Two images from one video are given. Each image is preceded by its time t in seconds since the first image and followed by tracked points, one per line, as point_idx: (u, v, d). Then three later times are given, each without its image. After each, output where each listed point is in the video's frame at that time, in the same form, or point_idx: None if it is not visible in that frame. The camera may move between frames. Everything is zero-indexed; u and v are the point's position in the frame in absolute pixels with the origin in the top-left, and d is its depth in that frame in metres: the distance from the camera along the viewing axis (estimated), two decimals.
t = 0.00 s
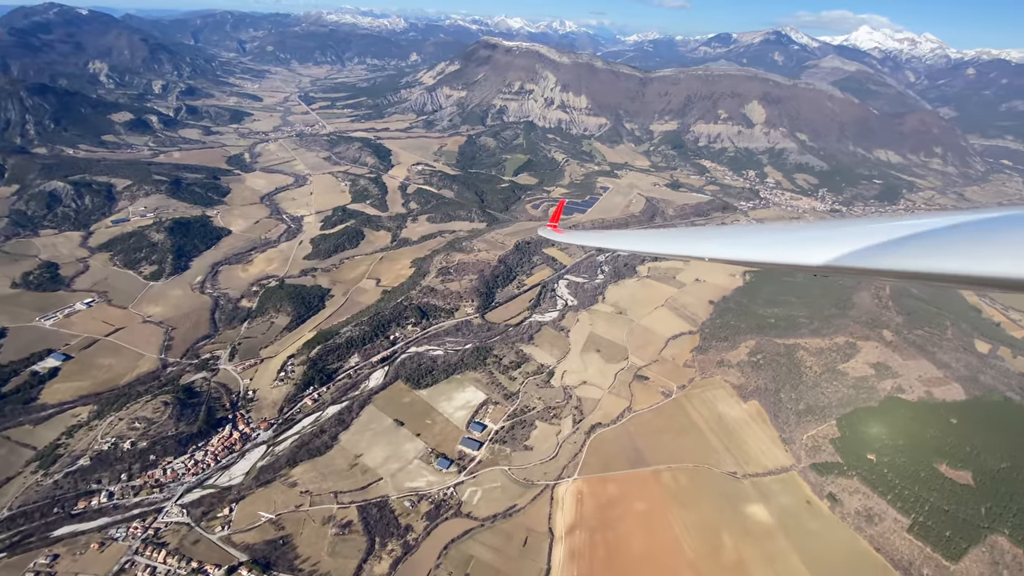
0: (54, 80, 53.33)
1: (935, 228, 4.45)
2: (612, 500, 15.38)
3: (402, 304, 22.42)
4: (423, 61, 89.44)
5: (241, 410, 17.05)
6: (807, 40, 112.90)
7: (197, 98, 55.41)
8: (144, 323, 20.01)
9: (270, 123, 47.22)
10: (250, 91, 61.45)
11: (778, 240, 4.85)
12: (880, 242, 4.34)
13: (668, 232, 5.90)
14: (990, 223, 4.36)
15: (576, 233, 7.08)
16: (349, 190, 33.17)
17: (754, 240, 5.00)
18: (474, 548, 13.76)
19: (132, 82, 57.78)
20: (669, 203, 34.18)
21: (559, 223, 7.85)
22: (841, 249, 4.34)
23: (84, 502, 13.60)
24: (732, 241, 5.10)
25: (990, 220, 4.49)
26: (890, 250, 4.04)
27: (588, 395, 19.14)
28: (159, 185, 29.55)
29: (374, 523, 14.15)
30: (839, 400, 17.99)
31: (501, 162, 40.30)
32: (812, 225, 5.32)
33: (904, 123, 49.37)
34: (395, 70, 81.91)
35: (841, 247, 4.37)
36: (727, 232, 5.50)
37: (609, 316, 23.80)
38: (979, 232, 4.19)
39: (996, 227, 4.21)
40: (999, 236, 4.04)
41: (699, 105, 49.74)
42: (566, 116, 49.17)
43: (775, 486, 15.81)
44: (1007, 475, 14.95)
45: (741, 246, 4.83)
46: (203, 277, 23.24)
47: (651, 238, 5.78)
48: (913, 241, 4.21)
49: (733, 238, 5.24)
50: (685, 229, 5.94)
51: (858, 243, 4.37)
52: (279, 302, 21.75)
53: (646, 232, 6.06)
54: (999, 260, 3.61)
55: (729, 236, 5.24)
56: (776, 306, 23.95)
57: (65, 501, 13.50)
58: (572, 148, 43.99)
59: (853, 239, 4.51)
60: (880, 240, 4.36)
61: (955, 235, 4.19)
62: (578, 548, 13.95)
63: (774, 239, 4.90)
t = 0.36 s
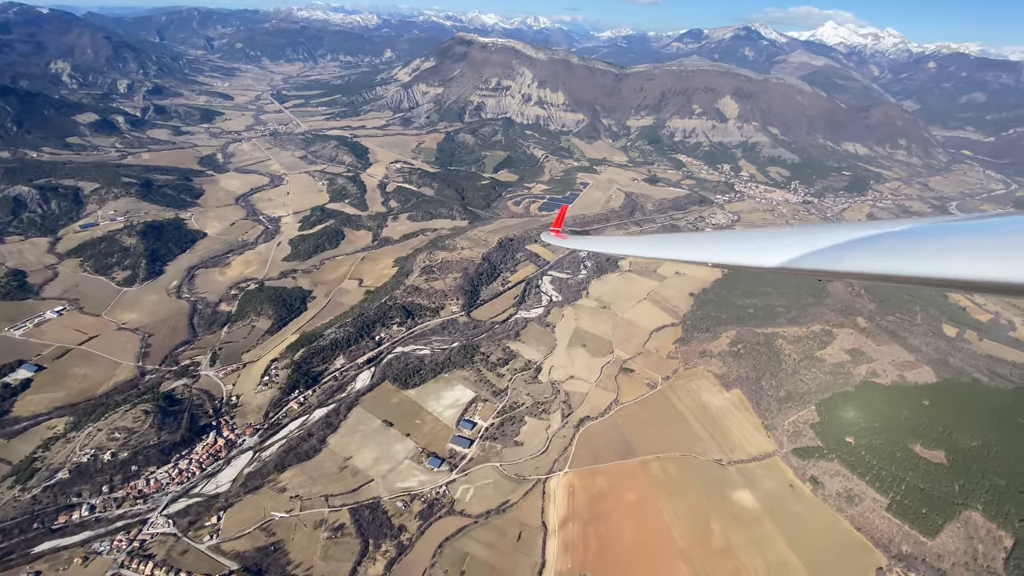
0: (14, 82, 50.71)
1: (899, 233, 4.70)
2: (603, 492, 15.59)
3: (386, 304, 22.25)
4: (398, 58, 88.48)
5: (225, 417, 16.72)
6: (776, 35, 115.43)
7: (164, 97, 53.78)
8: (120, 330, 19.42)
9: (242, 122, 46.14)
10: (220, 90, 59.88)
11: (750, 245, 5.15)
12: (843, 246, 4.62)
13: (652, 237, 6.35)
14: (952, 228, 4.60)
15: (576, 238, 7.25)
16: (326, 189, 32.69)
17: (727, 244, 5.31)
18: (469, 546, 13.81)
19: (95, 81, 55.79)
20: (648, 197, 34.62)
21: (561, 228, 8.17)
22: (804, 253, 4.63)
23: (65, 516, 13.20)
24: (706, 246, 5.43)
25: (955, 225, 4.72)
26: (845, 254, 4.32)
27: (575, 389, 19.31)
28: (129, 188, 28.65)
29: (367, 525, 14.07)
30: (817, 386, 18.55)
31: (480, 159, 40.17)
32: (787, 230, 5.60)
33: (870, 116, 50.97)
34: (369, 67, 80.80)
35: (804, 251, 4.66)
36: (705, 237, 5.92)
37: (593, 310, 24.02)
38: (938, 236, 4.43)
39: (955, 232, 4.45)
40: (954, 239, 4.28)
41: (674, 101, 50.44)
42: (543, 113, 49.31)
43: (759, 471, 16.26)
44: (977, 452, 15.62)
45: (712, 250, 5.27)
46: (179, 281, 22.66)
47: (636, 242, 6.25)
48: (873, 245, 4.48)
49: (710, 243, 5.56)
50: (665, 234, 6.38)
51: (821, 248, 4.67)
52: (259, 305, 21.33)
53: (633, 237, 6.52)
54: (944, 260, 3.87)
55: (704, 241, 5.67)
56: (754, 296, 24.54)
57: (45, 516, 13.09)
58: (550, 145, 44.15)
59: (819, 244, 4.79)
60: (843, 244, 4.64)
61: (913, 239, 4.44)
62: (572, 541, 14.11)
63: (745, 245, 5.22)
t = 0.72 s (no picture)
0: None
1: (872, 231, 4.92)
2: (596, 484, 15.77)
3: (373, 305, 22.11)
4: (375, 56, 87.52)
5: (213, 423, 16.43)
6: (749, 32, 117.46)
7: (134, 98, 52.27)
8: (98, 338, 18.89)
9: (216, 123, 45.13)
10: (192, 90, 58.41)
11: (729, 244, 5.41)
12: (816, 244, 4.86)
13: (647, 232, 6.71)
14: (921, 225, 4.81)
15: (577, 231, 7.52)
16: (306, 190, 32.21)
17: (710, 243, 5.57)
18: (465, 543, 13.85)
19: (61, 82, 53.92)
20: (630, 193, 34.98)
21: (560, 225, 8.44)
22: (778, 251, 4.89)
23: (49, 531, 12.88)
24: (690, 244, 5.69)
25: (928, 222, 4.92)
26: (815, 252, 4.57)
27: (565, 384, 19.48)
28: (102, 193, 27.83)
29: (362, 527, 13.99)
30: (799, 373, 19.05)
31: (462, 158, 40.05)
32: (769, 228, 5.84)
33: (842, 110, 52.28)
34: (345, 66, 79.73)
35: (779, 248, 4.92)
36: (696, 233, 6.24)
37: (580, 305, 24.21)
38: (906, 233, 4.64)
39: (922, 229, 4.66)
40: (920, 235, 4.50)
41: (652, 98, 51.03)
42: (524, 110, 49.36)
43: (747, 458, 16.66)
44: (953, 434, 16.18)
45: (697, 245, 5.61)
46: (158, 287, 22.13)
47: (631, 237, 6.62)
48: (845, 242, 4.71)
49: (695, 241, 5.82)
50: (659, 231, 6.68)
51: (796, 246, 4.91)
52: (243, 310, 20.98)
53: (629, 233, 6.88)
54: (905, 257, 4.11)
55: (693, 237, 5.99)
56: (736, 288, 25.04)
57: (29, 531, 12.76)
58: (531, 142, 44.27)
59: (794, 242, 5.03)
60: (818, 243, 4.86)
61: (882, 237, 4.67)
62: (567, 534, 14.25)
63: (727, 242, 5.47)
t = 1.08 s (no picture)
0: None
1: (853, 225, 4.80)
2: (592, 478, 15.92)
3: (361, 307, 21.95)
4: (353, 55, 86.59)
5: (201, 431, 16.14)
6: (725, 29, 119.18)
7: (105, 100, 50.84)
8: (78, 348, 18.39)
9: (192, 125, 44.17)
10: (166, 91, 57.04)
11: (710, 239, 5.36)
12: (793, 237, 4.78)
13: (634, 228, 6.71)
14: (904, 220, 4.67)
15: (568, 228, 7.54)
16: (289, 192, 31.75)
17: (691, 238, 5.52)
18: (464, 542, 13.86)
19: (27, 85, 52.14)
20: (614, 190, 35.28)
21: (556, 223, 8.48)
22: (753, 245, 4.84)
23: (36, 547, 12.57)
24: (670, 240, 5.65)
25: (916, 217, 4.74)
26: (790, 245, 4.50)
27: (557, 381, 19.59)
28: (76, 198, 27.05)
29: (359, 530, 13.89)
30: (785, 363, 19.47)
31: (446, 157, 39.88)
32: (753, 225, 5.79)
33: (817, 105, 53.44)
34: (324, 65, 78.69)
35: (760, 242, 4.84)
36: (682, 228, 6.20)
37: (569, 302, 24.34)
38: (884, 228, 4.54)
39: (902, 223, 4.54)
40: (898, 230, 4.39)
41: (632, 95, 51.48)
42: (506, 108, 49.36)
43: (737, 448, 16.99)
44: (933, 417, 16.71)
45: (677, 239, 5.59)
46: (139, 293, 21.63)
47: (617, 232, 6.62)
48: (822, 236, 4.61)
49: (677, 238, 5.78)
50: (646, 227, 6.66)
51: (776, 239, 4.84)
52: (228, 315, 20.64)
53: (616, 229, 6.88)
54: (876, 249, 4.00)
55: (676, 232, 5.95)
56: (721, 282, 25.46)
57: (14, 548, 12.43)
58: (515, 140, 44.30)
59: (775, 236, 4.96)
60: (794, 237, 4.79)
61: (861, 231, 4.57)
62: (564, 529, 14.35)
63: (711, 237, 5.42)
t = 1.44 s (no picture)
0: None
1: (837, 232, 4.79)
2: (587, 473, 16.04)
3: (350, 310, 21.78)
4: (333, 56, 85.74)
5: (191, 440, 15.86)
6: (702, 27, 120.80)
7: (77, 104, 49.50)
8: (58, 360, 17.89)
9: (169, 128, 43.26)
10: (140, 94, 55.73)
11: (690, 246, 5.44)
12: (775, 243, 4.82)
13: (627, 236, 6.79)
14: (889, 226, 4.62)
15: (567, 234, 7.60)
16: (271, 195, 31.32)
17: (677, 245, 5.58)
18: (462, 542, 13.86)
19: None
20: (599, 187, 35.56)
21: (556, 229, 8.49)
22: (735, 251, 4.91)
23: (23, 565, 12.25)
24: (656, 248, 5.72)
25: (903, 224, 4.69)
26: (765, 253, 4.56)
27: (549, 379, 19.68)
28: (50, 206, 26.30)
29: (357, 535, 13.78)
30: (771, 355, 19.86)
31: (430, 157, 39.71)
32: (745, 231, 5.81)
33: (794, 101, 54.50)
34: (302, 66, 77.71)
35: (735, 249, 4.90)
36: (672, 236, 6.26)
37: (558, 300, 24.45)
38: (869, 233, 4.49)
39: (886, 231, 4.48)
40: (878, 236, 4.36)
41: (614, 93, 51.88)
42: (489, 108, 49.37)
43: (727, 439, 17.30)
44: (914, 403, 17.19)
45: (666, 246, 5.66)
46: (120, 302, 21.13)
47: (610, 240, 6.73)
48: (803, 243, 4.64)
49: (663, 245, 5.81)
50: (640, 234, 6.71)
51: (754, 245, 4.89)
52: (214, 321, 20.28)
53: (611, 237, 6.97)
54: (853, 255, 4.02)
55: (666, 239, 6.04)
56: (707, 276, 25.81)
57: None
58: (498, 140, 44.33)
59: (754, 242, 5.01)
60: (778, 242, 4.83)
61: (843, 237, 4.56)
62: (562, 525, 14.44)
63: (693, 244, 5.52)
